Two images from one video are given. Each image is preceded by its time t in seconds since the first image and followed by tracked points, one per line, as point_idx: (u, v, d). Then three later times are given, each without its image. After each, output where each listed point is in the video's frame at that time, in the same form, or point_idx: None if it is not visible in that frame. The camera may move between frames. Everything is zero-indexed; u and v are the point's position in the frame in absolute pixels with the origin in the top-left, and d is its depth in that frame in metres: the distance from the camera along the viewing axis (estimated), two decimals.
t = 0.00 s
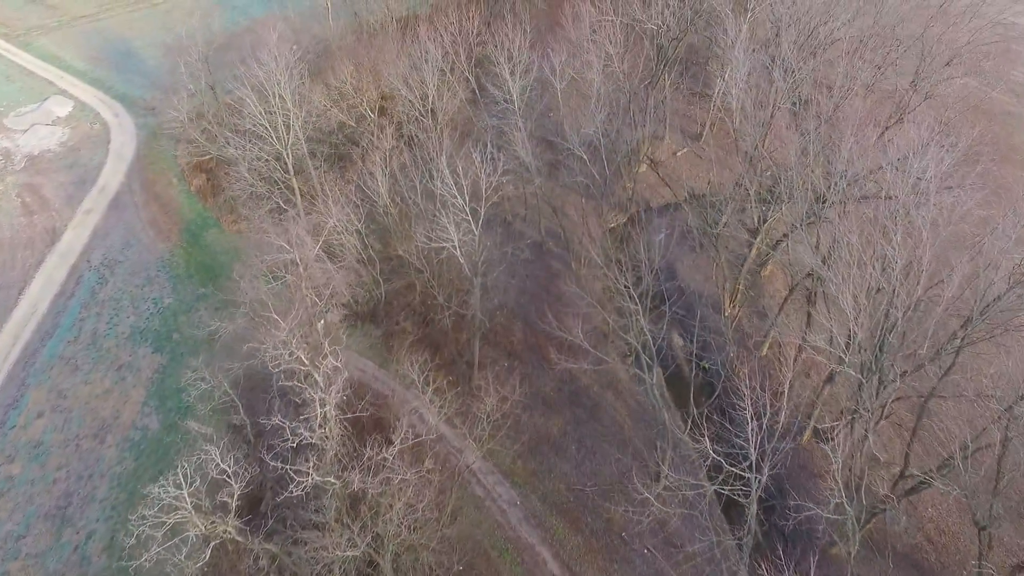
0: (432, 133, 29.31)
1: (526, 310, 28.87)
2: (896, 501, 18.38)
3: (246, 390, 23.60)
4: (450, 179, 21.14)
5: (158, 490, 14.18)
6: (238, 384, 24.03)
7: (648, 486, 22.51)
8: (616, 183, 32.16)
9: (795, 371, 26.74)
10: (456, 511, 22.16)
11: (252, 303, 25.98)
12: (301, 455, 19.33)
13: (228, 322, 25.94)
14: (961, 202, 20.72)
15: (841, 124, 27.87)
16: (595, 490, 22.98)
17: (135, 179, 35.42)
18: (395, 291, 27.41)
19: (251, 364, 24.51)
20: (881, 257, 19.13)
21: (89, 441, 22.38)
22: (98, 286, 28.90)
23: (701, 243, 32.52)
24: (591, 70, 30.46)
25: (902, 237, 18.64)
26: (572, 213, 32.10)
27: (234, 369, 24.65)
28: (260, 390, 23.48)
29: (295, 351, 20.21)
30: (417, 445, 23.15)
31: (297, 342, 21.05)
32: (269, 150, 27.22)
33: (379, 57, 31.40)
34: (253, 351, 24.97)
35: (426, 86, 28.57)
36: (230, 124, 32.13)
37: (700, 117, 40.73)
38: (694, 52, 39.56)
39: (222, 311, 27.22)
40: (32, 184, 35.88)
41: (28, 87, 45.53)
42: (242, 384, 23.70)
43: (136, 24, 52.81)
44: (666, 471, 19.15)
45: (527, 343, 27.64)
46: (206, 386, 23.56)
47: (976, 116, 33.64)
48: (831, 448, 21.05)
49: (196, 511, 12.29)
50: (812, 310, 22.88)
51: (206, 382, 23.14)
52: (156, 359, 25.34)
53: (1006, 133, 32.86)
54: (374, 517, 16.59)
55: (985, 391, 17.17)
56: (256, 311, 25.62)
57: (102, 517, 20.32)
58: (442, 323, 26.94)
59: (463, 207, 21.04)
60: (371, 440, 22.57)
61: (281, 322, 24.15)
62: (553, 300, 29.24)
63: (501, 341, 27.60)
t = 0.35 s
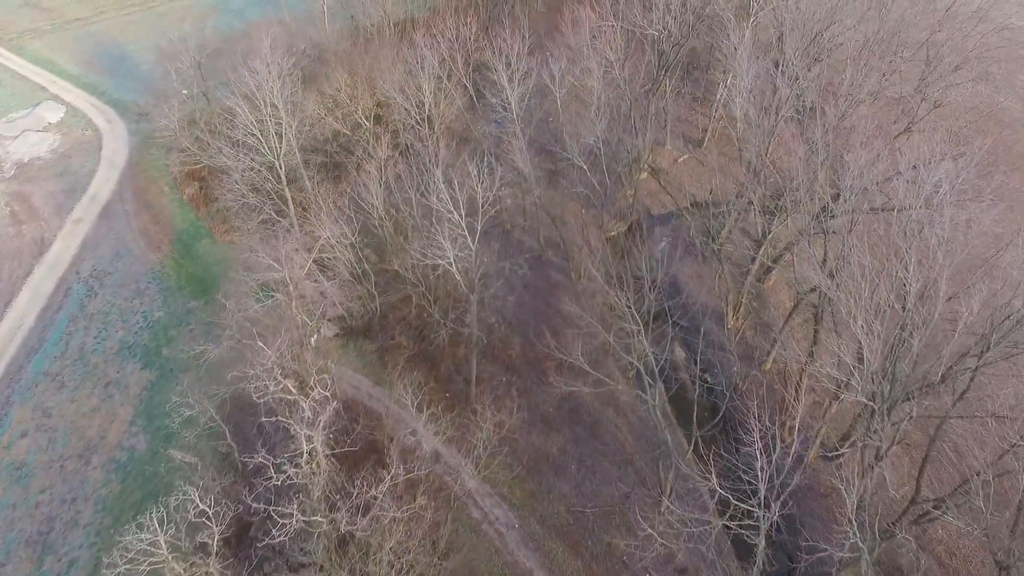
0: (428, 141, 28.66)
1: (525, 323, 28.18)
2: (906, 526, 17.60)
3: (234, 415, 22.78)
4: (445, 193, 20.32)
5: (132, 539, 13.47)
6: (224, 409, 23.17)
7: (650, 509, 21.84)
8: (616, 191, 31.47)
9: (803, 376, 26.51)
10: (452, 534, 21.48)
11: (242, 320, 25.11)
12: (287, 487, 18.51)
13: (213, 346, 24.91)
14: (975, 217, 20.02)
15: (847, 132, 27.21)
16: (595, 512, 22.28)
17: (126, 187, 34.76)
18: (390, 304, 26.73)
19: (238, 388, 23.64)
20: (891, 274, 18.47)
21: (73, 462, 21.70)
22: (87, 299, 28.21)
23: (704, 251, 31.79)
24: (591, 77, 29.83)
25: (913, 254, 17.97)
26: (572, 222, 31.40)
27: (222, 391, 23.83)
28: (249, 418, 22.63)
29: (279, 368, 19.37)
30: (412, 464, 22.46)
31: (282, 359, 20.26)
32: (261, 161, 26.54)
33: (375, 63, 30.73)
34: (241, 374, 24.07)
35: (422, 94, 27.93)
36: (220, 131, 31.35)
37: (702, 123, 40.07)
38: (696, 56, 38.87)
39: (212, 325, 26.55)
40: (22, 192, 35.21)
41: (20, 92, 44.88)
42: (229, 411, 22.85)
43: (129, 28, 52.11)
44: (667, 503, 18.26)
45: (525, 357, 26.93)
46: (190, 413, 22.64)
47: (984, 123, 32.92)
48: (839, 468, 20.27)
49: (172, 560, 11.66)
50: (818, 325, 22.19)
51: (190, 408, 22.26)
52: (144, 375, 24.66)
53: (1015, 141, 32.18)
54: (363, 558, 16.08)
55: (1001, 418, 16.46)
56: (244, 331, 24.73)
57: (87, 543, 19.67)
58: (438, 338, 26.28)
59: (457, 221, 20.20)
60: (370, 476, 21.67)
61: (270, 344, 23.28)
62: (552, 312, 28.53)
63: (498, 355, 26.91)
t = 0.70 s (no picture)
0: (429, 150, 28.09)
1: (527, 335, 27.52)
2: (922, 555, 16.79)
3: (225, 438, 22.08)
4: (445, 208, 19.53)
5: None
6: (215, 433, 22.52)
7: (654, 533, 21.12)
8: (620, 200, 30.80)
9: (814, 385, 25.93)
10: (450, 558, 20.82)
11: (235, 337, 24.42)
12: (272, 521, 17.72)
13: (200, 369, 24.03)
14: (993, 233, 19.32)
15: (857, 142, 26.53)
16: (598, 534, 21.58)
17: (123, 194, 34.24)
18: (388, 315, 26.09)
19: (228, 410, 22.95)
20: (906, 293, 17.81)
21: (62, 480, 21.13)
22: (80, 309, 27.66)
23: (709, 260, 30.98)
24: (595, 84, 29.23)
25: (930, 273, 17.29)
26: (574, 231, 30.74)
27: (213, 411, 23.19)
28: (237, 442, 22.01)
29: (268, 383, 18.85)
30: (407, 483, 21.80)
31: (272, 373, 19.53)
32: (257, 170, 25.97)
33: (375, 69, 30.17)
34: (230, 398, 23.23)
35: (422, 101, 27.35)
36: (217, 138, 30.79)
37: (708, 129, 39.37)
38: (702, 62, 38.21)
39: (207, 337, 25.97)
40: (18, 198, 34.72)
41: (19, 95, 44.40)
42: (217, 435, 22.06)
43: (130, 30, 51.64)
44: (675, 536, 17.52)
45: (526, 371, 26.26)
46: (179, 438, 21.97)
47: (998, 132, 32.18)
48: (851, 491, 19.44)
49: None
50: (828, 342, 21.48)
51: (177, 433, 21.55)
52: (137, 390, 24.09)
53: None
54: None
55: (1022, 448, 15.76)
56: (233, 352, 23.91)
57: (73, 566, 19.10)
58: (437, 352, 25.59)
59: (457, 236, 19.39)
60: (369, 506, 21.09)
61: (259, 364, 22.46)
62: (554, 324, 27.85)
63: (498, 369, 26.23)
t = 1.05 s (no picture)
0: (443, 157, 27.58)
1: (539, 348, 26.86)
2: None
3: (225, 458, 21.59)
4: (455, 222, 18.99)
5: None
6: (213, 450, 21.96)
7: (666, 560, 20.42)
8: (637, 210, 30.06)
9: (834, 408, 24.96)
10: None
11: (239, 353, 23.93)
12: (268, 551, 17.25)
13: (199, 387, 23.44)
14: None
15: (885, 156, 25.61)
16: (607, 559, 20.89)
17: (135, 195, 34.12)
18: (398, 327, 25.53)
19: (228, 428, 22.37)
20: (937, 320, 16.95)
21: (64, 488, 20.85)
22: (89, 312, 27.47)
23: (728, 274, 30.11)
24: (613, 92, 28.57)
25: (962, 301, 16.44)
26: (589, 241, 30.06)
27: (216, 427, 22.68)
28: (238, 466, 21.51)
29: (271, 397, 18.44)
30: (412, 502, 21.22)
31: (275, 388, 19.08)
32: (267, 176, 25.59)
33: (391, 74, 29.76)
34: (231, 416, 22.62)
35: (436, 107, 26.87)
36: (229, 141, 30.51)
37: (729, 138, 38.51)
38: (724, 69, 37.36)
39: (214, 344, 25.62)
40: (32, 197, 34.70)
41: (37, 94, 44.56)
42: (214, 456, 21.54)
43: (149, 29, 51.71)
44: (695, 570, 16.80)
45: (537, 386, 25.61)
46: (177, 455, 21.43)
47: None
48: (874, 528, 18.34)
49: None
50: (851, 367, 20.63)
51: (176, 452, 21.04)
52: (142, 397, 23.81)
53: None
54: None
55: None
56: (235, 370, 23.36)
57: None
58: (446, 366, 25.00)
59: (467, 250, 18.85)
60: (372, 525, 20.69)
61: (263, 378, 22.02)
62: (566, 337, 27.18)
63: (508, 383, 25.61)
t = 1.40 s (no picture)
0: (458, 165, 27.08)
1: (551, 362, 26.22)
2: None
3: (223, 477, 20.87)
4: (467, 237, 18.37)
5: None
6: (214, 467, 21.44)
7: None
8: (655, 222, 29.27)
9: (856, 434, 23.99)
10: None
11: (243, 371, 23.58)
12: None
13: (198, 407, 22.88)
14: None
15: (916, 172, 24.62)
16: None
17: (150, 195, 34.03)
18: (407, 336, 25.18)
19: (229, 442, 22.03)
20: (971, 353, 16.04)
21: (67, 495, 20.64)
22: (100, 314, 27.33)
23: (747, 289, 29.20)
24: (634, 101, 27.86)
25: (999, 333, 15.52)
26: (605, 253, 29.32)
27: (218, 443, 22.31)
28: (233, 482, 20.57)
29: (274, 413, 18.02)
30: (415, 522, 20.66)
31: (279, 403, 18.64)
32: (279, 182, 25.26)
33: (407, 79, 29.36)
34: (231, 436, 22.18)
35: (452, 114, 26.36)
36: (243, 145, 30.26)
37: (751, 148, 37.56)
38: (748, 77, 36.46)
39: (222, 350, 25.33)
40: (49, 195, 34.78)
41: (59, 91, 44.75)
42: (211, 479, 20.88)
43: (170, 28, 51.87)
44: None
45: (548, 401, 24.92)
46: (175, 473, 21.03)
47: None
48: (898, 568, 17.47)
49: None
50: (877, 395, 19.73)
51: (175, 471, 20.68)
52: (148, 403, 23.57)
53: None
54: None
55: None
56: (236, 387, 22.80)
57: None
58: (455, 379, 24.51)
59: (480, 266, 18.22)
60: (374, 543, 20.40)
61: (268, 390, 21.65)
62: (580, 351, 26.46)
63: (519, 397, 24.96)
